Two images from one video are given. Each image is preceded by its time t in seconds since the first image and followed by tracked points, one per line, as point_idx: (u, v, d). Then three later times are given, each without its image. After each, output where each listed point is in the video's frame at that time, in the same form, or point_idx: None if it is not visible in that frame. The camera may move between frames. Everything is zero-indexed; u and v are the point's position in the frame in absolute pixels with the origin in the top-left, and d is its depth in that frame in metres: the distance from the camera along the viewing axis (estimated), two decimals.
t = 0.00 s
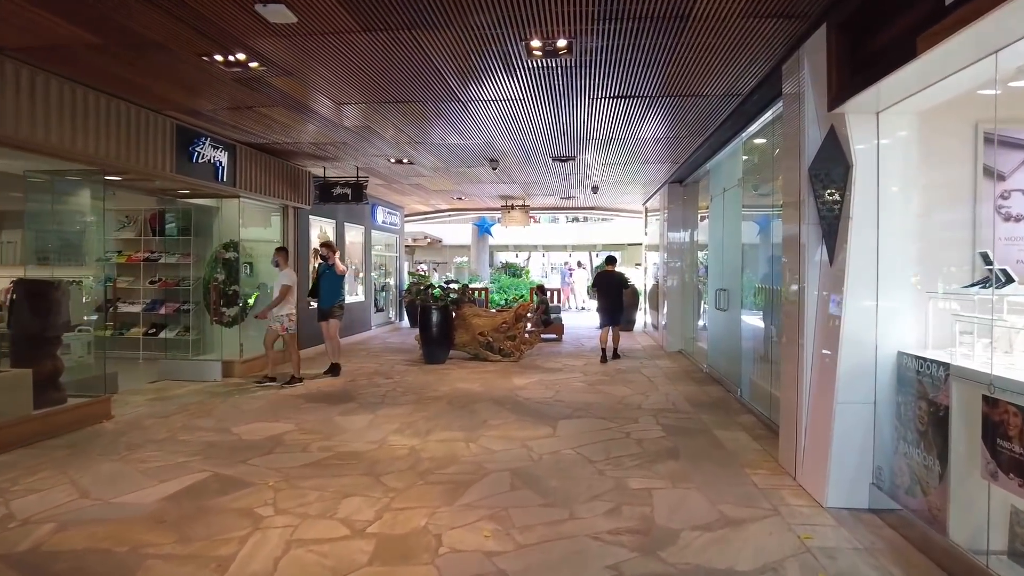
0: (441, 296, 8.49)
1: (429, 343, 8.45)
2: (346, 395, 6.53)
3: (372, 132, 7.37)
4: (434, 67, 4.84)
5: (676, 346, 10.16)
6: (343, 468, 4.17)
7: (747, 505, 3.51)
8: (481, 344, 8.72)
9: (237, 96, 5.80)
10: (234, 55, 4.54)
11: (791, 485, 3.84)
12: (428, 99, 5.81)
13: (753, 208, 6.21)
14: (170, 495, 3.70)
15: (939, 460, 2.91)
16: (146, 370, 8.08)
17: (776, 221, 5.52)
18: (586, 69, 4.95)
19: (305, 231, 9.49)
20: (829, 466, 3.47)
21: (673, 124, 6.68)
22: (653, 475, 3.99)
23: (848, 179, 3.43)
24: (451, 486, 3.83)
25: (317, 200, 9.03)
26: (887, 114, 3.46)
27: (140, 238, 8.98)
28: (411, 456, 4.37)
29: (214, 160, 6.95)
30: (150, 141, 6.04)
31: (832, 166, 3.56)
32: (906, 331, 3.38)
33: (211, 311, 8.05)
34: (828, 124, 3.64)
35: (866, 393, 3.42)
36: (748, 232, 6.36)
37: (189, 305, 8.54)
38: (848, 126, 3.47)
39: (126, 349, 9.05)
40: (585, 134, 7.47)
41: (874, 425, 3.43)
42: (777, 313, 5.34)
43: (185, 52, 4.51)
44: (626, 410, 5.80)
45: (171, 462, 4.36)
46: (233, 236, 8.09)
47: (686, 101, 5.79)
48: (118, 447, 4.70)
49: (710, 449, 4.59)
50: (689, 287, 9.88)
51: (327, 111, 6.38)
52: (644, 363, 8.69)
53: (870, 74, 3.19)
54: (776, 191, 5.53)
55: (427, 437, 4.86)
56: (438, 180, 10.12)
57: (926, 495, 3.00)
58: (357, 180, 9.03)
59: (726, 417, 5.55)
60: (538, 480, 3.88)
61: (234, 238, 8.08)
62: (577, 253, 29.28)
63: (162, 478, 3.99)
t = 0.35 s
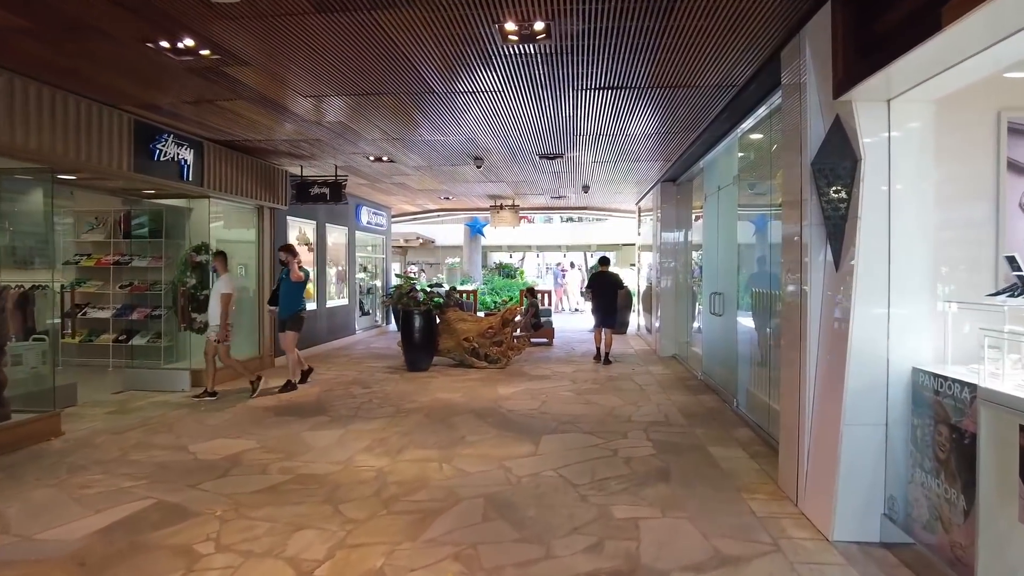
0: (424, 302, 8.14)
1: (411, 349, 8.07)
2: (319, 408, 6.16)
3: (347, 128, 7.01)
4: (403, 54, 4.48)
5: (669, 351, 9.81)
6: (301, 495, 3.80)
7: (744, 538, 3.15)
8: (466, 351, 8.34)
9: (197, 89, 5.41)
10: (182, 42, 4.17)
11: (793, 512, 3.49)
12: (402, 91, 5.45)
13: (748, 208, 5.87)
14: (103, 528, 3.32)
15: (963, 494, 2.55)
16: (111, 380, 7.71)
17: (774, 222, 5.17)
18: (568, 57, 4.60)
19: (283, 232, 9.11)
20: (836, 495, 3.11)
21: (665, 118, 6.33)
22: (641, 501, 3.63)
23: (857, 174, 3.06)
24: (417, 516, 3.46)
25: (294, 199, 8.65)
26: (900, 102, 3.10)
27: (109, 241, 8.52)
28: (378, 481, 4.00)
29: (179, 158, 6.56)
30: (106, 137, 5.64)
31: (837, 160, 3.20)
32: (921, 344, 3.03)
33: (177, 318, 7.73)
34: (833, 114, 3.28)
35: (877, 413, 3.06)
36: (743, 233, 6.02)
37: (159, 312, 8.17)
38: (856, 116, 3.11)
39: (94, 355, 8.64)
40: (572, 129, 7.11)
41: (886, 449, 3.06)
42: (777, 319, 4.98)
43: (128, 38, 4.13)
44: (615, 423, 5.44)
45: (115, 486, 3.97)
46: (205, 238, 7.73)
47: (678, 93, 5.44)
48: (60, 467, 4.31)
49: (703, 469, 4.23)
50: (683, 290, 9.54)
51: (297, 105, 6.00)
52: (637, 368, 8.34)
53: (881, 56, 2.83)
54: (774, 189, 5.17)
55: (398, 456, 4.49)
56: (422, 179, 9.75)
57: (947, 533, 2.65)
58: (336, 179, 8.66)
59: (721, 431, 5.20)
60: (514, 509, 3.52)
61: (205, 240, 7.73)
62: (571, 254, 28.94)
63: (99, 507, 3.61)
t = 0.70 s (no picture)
0: (407, 302, 7.75)
1: (394, 352, 7.68)
2: (291, 417, 5.76)
3: (323, 117, 6.62)
4: (372, 32, 4.12)
5: (664, 353, 9.45)
6: (255, 518, 3.41)
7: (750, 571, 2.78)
8: (451, 354, 7.94)
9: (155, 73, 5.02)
10: (125, 14, 3.80)
11: (801, 538, 3.13)
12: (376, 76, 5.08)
13: (748, 203, 5.50)
14: (24, 559, 2.93)
15: (1005, 527, 2.19)
16: (76, 386, 7.24)
17: (777, 217, 4.80)
18: (552, 36, 4.24)
19: (261, 229, 8.71)
20: (852, 521, 2.75)
21: (660, 106, 5.96)
22: (633, 525, 3.26)
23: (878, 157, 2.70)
24: (382, 544, 3.09)
25: (271, 194, 8.24)
26: (925, 76, 2.73)
27: (76, 238, 7.93)
28: (342, 502, 3.61)
29: (142, 148, 6.14)
30: (59, 125, 5.21)
31: (855, 143, 2.84)
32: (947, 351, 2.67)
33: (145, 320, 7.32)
34: (850, 91, 2.91)
35: (898, 428, 2.70)
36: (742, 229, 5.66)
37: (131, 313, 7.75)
38: (875, 92, 2.74)
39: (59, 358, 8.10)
40: (561, 119, 6.76)
41: (908, 469, 2.71)
42: (781, 321, 4.61)
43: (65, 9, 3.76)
44: (606, 433, 5.07)
45: (51, 506, 3.58)
46: (177, 234, 7.31)
47: (674, 78, 5.07)
48: None
49: (701, 486, 3.87)
50: (679, 290, 9.18)
51: (265, 91, 5.61)
52: (631, 372, 7.97)
53: (906, 21, 2.46)
54: (777, 182, 4.80)
55: (369, 472, 4.11)
56: (407, 174, 9.35)
57: (985, 572, 2.29)
58: (315, 172, 8.27)
59: (720, 442, 4.83)
60: (491, 534, 3.15)
61: (177, 237, 7.31)
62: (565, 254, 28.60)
63: (26, 533, 3.21)
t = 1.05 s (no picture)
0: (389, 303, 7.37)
1: (374, 356, 7.28)
2: (258, 426, 5.37)
3: (296, 106, 6.22)
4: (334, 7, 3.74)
5: (658, 356, 9.09)
6: (196, 547, 3.03)
7: None
8: (434, 357, 7.54)
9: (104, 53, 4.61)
10: None
11: (812, 570, 2.77)
12: (346, 60, 4.70)
13: (748, 198, 5.14)
14: None
15: None
16: (35, 391, 6.83)
17: (780, 213, 4.44)
18: (535, 11, 3.86)
19: (236, 227, 8.29)
20: (875, 558, 2.38)
21: (654, 94, 5.59)
22: (622, 557, 2.88)
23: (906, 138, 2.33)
24: None
25: (245, 189, 7.83)
26: (959, 45, 2.37)
27: (39, 235, 7.52)
28: (297, 528, 3.23)
29: (99, 138, 5.72)
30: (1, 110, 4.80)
31: (877, 122, 2.47)
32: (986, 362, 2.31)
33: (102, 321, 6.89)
34: (871, 63, 2.54)
35: (929, 451, 2.34)
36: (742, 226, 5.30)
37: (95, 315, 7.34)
38: (903, 63, 2.37)
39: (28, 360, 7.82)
40: (549, 109, 6.40)
41: (939, 498, 2.34)
42: (786, 325, 4.24)
43: None
44: (595, 445, 4.70)
45: None
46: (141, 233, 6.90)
47: (669, 62, 4.70)
48: None
49: (698, 507, 3.50)
50: (674, 291, 8.82)
51: (229, 75, 5.21)
52: (623, 376, 7.60)
53: None
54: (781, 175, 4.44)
55: (332, 492, 3.73)
56: (390, 169, 8.95)
57: None
58: (292, 166, 7.87)
59: (718, 456, 4.45)
60: (460, 568, 2.77)
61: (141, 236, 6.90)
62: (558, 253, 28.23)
63: None
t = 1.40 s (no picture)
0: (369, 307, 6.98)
1: (353, 362, 6.88)
2: (221, 442, 4.97)
3: (264, 98, 5.82)
4: None
5: (653, 361, 8.70)
6: None
7: None
8: (417, 364, 7.13)
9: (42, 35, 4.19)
10: None
11: None
12: (308, 43, 4.29)
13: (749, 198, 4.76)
14: None
15: None
16: None
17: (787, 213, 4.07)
18: None
19: (208, 227, 7.88)
20: None
21: (647, 82, 5.20)
22: None
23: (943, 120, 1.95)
24: None
25: (217, 187, 7.41)
26: (1006, 9, 1.99)
27: None
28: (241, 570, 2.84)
29: (47, 131, 5.30)
30: None
31: (907, 103, 2.09)
32: None
33: (53, 327, 6.36)
34: (900, 32, 2.16)
35: (970, 493, 1.97)
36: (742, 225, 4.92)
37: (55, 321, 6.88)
38: (939, 29, 1.99)
39: None
40: (536, 101, 6.02)
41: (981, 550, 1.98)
42: (793, 334, 3.87)
43: None
44: (584, 464, 4.31)
45: None
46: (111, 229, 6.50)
47: (662, 44, 4.31)
48: None
49: (696, 541, 3.12)
50: (670, 293, 8.43)
51: (185, 63, 4.81)
52: (617, 383, 7.21)
53: None
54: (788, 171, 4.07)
55: (287, 524, 3.33)
56: (372, 166, 8.56)
57: None
58: (267, 163, 7.46)
59: (718, 478, 4.07)
60: None
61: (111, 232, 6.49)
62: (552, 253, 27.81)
63: None
